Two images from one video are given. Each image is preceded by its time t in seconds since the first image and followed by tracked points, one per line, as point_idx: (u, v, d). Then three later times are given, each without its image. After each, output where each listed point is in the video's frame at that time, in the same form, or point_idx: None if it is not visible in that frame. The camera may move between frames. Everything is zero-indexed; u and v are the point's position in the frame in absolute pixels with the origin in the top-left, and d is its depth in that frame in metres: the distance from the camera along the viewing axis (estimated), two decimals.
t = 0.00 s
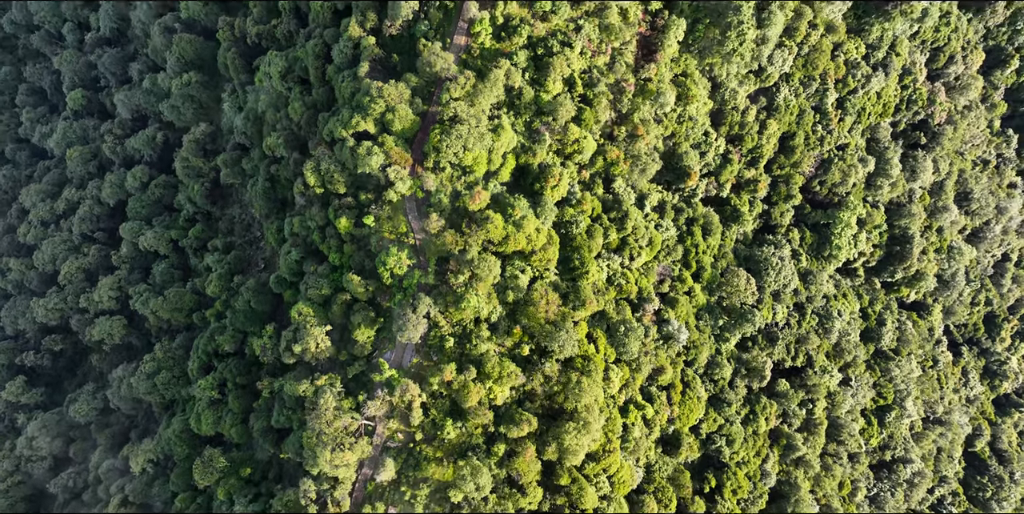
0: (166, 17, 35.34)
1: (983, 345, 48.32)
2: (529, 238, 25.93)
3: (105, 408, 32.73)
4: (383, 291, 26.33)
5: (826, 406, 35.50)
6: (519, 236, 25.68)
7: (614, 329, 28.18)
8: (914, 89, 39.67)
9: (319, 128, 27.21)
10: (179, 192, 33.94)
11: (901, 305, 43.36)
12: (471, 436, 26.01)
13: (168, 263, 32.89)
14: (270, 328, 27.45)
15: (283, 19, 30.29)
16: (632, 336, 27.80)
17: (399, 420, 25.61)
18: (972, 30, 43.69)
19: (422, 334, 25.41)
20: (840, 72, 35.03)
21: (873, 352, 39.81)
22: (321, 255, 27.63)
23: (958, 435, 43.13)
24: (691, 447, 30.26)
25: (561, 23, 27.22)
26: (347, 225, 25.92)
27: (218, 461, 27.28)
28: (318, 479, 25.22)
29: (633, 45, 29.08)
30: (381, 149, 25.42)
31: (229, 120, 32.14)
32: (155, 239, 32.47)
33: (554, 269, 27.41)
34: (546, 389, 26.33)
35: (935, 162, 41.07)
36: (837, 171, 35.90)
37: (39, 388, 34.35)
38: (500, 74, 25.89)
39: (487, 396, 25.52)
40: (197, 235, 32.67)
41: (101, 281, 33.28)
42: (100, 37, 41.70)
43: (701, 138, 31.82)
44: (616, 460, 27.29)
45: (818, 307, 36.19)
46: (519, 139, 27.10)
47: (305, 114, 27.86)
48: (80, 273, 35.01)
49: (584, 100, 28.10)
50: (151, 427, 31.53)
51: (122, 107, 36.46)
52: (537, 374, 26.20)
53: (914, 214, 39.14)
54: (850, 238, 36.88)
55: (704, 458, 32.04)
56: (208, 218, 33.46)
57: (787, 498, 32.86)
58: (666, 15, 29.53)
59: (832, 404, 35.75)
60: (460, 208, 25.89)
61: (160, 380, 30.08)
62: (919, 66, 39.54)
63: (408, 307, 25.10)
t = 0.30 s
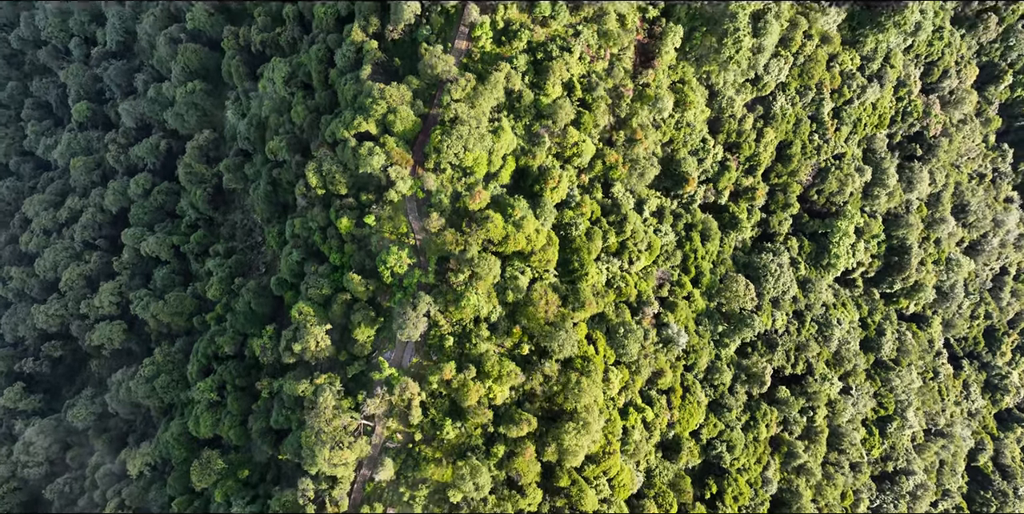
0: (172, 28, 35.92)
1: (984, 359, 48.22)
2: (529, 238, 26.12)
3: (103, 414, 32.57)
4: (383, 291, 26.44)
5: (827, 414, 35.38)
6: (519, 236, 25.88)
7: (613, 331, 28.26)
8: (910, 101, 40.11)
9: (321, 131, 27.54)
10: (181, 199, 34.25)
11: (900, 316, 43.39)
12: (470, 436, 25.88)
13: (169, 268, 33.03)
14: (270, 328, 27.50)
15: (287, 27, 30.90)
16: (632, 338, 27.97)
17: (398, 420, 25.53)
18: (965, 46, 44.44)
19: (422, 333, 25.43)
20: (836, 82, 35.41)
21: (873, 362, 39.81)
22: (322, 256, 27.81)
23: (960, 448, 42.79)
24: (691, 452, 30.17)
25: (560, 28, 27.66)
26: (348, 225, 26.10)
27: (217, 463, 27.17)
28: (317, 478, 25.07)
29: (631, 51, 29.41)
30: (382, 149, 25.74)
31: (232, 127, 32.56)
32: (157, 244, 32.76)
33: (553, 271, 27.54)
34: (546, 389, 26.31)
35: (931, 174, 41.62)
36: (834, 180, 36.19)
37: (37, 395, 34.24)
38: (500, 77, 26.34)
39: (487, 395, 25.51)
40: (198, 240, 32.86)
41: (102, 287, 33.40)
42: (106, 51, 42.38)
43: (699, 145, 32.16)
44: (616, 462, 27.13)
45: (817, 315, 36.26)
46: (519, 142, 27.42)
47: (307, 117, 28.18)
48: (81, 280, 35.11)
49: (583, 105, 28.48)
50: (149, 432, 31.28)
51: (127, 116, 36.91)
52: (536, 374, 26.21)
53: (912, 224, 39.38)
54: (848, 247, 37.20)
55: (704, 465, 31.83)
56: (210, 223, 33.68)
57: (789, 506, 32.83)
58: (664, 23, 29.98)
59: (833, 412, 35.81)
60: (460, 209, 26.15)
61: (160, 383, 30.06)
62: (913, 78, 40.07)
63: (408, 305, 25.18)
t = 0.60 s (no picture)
0: (178, 40, 36.55)
1: (985, 372, 48.15)
2: (528, 239, 26.32)
3: (102, 420, 32.41)
4: (384, 291, 26.61)
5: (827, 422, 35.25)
6: (518, 236, 26.07)
7: (613, 333, 28.35)
8: (904, 113, 40.79)
9: (324, 134, 27.93)
10: (184, 206, 34.46)
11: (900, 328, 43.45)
12: (469, 436, 25.80)
13: (171, 274, 33.23)
14: (271, 329, 27.60)
15: (291, 36, 31.48)
16: (632, 340, 28.06)
17: (398, 419, 25.57)
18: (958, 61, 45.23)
19: (422, 332, 25.53)
20: (831, 93, 35.98)
21: (873, 372, 39.77)
22: (323, 258, 28.01)
23: (964, 461, 42.05)
24: (691, 457, 30.08)
25: (559, 35, 28.18)
26: (349, 226, 26.31)
27: (215, 465, 27.09)
28: (316, 477, 25.08)
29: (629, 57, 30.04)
30: (384, 150, 26.08)
31: (235, 134, 32.99)
32: (158, 250, 32.88)
33: (553, 273, 27.69)
34: (545, 389, 26.30)
35: (928, 186, 41.77)
36: (831, 190, 36.52)
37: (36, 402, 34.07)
38: (500, 80, 26.78)
39: (487, 395, 25.51)
40: (200, 246, 33.07)
41: (104, 293, 33.49)
42: (113, 65, 43.05)
43: (696, 152, 32.58)
44: (616, 464, 27.00)
45: (816, 323, 36.27)
46: (519, 145, 27.77)
47: (311, 121, 28.68)
48: (82, 287, 35.22)
49: (582, 110, 28.91)
50: (148, 437, 31.20)
51: (131, 126, 37.38)
52: (536, 374, 26.24)
53: (909, 234, 39.54)
54: (846, 256, 37.41)
55: (704, 472, 31.63)
56: (212, 230, 33.93)
57: None
58: (661, 31, 30.61)
59: (834, 420, 35.67)
60: (460, 210, 26.43)
61: (159, 387, 30.02)
62: (908, 91, 40.54)
63: (408, 304, 25.32)
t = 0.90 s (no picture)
0: (183, 51, 37.21)
1: (986, 387, 48.05)
2: (528, 240, 26.57)
3: (101, 425, 32.37)
4: (384, 292, 26.83)
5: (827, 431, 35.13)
6: (518, 237, 26.32)
7: (612, 335, 28.47)
8: (900, 126, 41.18)
9: (326, 139, 28.36)
10: (187, 213, 34.82)
11: (899, 340, 43.53)
12: (469, 437, 25.80)
13: (172, 281, 33.43)
14: (271, 330, 27.71)
15: (295, 45, 32.05)
16: (631, 342, 28.17)
17: (398, 419, 25.68)
18: (951, 77, 46.08)
19: (422, 331, 25.68)
20: (827, 103, 36.48)
21: (873, 383, 39.76)
22: (325, 260, 28.25)
23: (966, 474, 42.02)
24: (691, 462, 29.98)
25: (558, 42, 28.59)
26: (350, 227, 26.59)
27: (213, 467, 27.01)
28: (314, 478, 25.02)
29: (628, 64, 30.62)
30: (385, 152, 26.40)
31: (238, 142, 33.47)
32: (161, 257, 33.24)
33: (552, 275, 27.91)
34: (545, 390, 26.33)
35: (924, 198, 42.36)
36: (827, 199, 36.88)
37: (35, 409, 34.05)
38: (500, 85, 27.29)
39: (486, 394, 25.55)
40: (202, 252, 33.32)
41: (105, 299, 33.66)
42: (118, 79, 43.72)
43: (694, 160, 32.97)
44: (616, 467, 26.94)
45: (815, 332, 36.34)
46: (519, 149, 28.17)
47: (313, 126, 29.18)
48: (84, 294, 35.36)
49: (581, 115, 29.34)
50: (146, 442, 31.15)
51: (136, 136, 37.87)
52: (535, 374, 26.32)
53: (907, 245, 39.81)
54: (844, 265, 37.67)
55: (705, 478, 31.56)
56: (214, 237, 34.20)
57: None
58: (658, 40, 31.04)
59: (834, 429, 35.56)
60: (460, 211, 26.77)
61: (159, 391, 30.03)
62: (902, 104, 41.25)
63: (409, 303, 25.50)
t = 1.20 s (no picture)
0: (189, 64, 37.89)
1: (986, 401, 47.94)
2: (528, 242, 26.87)
3: (100, 431, 32.32)
4: (385, 293, 27.03)
5: (828, 439, 35.05)
6: (518, 239, 26.62)
7: (611, 338, 28.64)
8: (894, 138, 41.62)
9: (329, 144, 28.81)
10: (189, 221, 35.16)
11: (898, 353, 43.60)
12: (468, 437, 25.82)
13: (174, 288, 33.65)
14: (273, 332, 27.89)
15: (299, 55, 32.68)
16: (630, 345, 28.33)
17: (398, 419, 25.75)
18: (945, 93, 47.07)
19: (423, 331, 25.82)
20: (822, 115, 37.04)
21: (873, 394, 39.77)
22: (326, 263, 28.52)
23: (969, 488, 41.72)
24: (691, 467, 29.91)
25: (557, 50, 29.23)
26: (352, 228, 26.91)
27: (212, 469, 26.96)
28: (313, 477, 25.01)
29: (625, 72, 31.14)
30: (387, 154, 26.77)
31: (242, 151, 33.93)
32: (163, 263, 33.47)
33: (552, 277, 28.15)
34: (544, 390, 26.44)
35: (920, 210, 42.80)
36: (824, 209, 37.28)
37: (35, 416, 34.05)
38: (500, 90, 27.79)
39: (486, 394, 25.64)
40: (204, 259, 33.59)
41: (107, 305, 33.83)
42: (124, 93, 44.39)
43: (691, 168, 33.38)
44: (615, 469, 26.92)
45: (814, 341, 36.45)
46: (518, 154, 28.60)
47: (316, 132, 29.57)
48: (85, 302, 35.53)
49: (580, 122, 29.85)
50: (145, 447, 31.08)
51: (141, 146, 38.38)
52: (535, 374, 26.45)
53: (904, 256, 40.15)
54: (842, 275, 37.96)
55: (705, 485, 31.41)
56: (216, 244, 34.52)
57: None
58: (655, 49, 31.73)
59: (834, 438, 35.46)
60: (461, 213, 27.13)
61: (159, 395, 30.09)
62: (897, 117, 41.62)
63: (409, 303, 25.69)
